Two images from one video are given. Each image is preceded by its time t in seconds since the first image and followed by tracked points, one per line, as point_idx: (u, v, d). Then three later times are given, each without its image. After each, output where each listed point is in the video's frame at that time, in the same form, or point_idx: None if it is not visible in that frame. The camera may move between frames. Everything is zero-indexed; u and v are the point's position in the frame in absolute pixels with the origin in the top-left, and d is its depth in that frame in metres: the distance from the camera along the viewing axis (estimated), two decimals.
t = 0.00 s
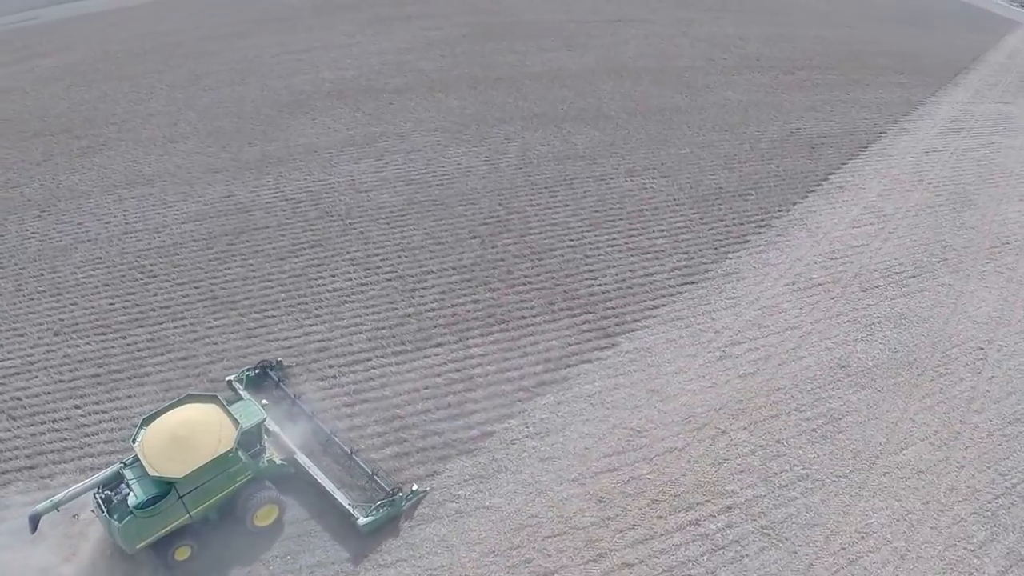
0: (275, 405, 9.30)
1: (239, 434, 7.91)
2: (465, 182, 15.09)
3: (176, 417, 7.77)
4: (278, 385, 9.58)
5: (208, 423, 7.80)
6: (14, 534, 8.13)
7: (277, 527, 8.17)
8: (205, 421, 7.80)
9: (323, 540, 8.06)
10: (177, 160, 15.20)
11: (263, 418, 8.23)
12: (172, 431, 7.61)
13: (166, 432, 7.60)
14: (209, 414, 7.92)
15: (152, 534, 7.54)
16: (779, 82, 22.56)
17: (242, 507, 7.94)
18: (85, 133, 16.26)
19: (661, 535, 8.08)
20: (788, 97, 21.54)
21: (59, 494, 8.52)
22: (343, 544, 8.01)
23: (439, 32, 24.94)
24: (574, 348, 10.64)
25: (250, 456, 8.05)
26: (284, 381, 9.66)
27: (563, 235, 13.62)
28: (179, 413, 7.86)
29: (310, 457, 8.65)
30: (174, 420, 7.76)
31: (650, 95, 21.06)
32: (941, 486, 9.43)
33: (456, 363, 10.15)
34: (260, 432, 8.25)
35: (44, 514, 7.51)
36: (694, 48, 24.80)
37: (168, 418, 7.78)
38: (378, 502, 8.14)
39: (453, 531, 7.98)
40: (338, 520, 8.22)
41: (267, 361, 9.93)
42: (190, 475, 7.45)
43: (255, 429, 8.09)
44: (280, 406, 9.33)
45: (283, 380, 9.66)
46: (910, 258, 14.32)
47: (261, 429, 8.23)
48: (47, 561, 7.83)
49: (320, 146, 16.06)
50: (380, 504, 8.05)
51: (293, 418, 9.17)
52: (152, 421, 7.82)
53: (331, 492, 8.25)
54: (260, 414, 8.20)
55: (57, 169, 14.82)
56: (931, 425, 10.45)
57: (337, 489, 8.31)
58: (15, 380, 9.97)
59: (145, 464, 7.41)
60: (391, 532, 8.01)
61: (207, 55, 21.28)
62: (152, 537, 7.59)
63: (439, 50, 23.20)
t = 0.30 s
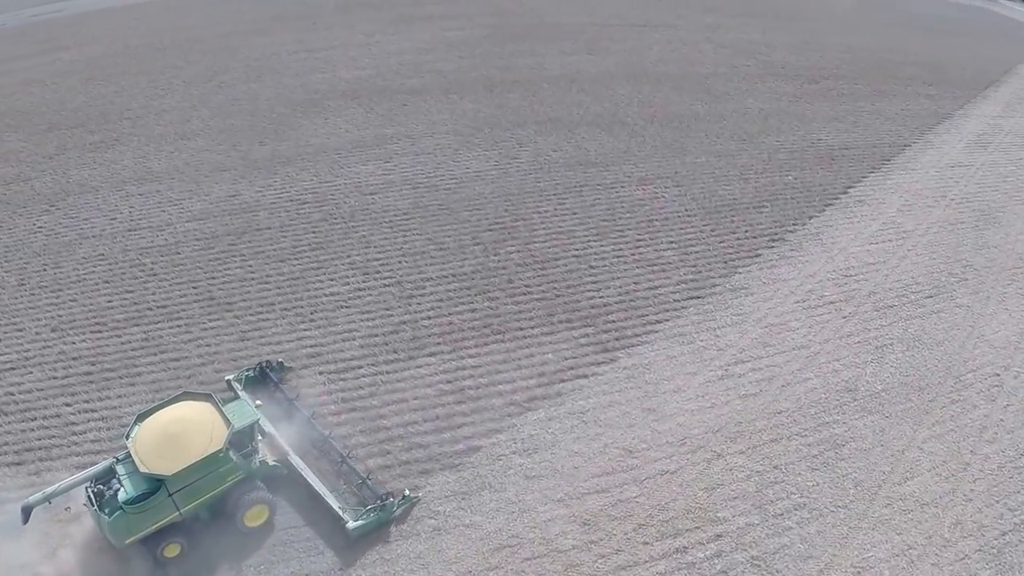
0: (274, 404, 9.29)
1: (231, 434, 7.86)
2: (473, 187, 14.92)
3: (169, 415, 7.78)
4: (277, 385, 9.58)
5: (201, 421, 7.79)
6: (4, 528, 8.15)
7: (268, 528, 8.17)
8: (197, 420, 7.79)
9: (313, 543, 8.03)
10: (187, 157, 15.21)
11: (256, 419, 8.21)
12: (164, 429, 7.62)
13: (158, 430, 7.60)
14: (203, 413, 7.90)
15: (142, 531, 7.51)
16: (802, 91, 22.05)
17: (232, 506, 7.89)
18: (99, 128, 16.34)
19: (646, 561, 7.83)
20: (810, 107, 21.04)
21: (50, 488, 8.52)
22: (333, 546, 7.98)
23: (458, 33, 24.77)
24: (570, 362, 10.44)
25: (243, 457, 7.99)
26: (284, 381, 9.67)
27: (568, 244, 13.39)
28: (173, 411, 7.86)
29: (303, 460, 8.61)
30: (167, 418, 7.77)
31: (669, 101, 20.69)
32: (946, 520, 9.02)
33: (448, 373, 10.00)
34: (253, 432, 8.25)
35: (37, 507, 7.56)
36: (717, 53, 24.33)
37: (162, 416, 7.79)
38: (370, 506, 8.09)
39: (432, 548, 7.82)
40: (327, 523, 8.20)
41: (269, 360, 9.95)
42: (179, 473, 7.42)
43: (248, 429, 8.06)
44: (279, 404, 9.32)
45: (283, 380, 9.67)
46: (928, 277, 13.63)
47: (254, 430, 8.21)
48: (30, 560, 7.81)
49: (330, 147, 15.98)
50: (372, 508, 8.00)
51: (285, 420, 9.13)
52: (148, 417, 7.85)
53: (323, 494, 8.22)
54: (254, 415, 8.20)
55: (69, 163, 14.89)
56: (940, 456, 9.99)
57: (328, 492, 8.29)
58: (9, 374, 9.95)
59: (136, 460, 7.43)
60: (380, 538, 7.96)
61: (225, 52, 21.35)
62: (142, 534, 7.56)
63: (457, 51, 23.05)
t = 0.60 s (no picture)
0: (275, 404, 9.37)
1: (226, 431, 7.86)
2: (482, 192, 14.79)
3: (166, 409, 7.79)
4: (279, 383, 9.66)
5: (198, 417, 7.79)
6: None
7: (262, 525, 8.22)
8: (193, 415, 7.79)
9: (305, 543, 8.05)
10: (200, 154, 15.28)
11: (253, 417, 8.24)
12: (160, 424, 7.65)
13: (155, 424, 7.63)
14: (200, 408, 7.90)
15: (135, 525, 7.57)
16: (827, 101, 21.54)
17: (226, 503, 7.95)
18: (116, 122, 16.48)
19: None
20: (834, 118, 20.54)
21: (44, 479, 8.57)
22: (324, 547, 8.00)
23: (480, 33, 24.64)
24: (565, 375, 10.28)
25: (238, 455, 8.03)
26: (286, 380, 9.74)
27: (573, 253, 13.21)
28: (171, 406, 7.88)
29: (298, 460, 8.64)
30: (164, 412, 7.78)
31: (689, 108, 20.34)
32: (947, 556, 8.63)
33: (441, 383, 9.92)
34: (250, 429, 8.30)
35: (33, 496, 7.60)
36: (742, 59, 23.89)
37: (159, 410, 7.81)
38: (363, 509, 8.10)
39: (410, 564, 7.75)
40: (321, 523, 8.22)
41: (272, 358, 10.05)
42: (172, 468, 7.45)
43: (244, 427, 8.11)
44: (280, 404, 9.40)
45: (286, 378, 9.76)
46: (945, 301, 12.96)
47: (250, 427, 8.26)
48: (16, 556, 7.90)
49: (342, 147, 15.95)
50: (364, 511, 8.00)
51: (281, 421, 9.21)
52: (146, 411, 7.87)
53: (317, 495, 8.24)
54: (251, 413, 8.24)
55: (83, 157, 15.03)
56: (947, 487, 9.52)
57: (322, 492, 8.31)
58: (8, 367, 10.03)
59: (131, 454, 7.47)
60: (372, 540, 7.98)
61: (246, 48, 21.46)
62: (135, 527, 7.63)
63: (478, 52, 22.92)
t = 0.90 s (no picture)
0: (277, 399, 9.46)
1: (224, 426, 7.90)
2: (492, 197, 14.67)
3: (165, 402, 7.86)
4: (283, 378, 9.75)
5: (197, 411, 7.84)
6: None
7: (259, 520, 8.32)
8: (192, 409, 7.84)
9: (300, 541, 8.17)
10: (214, 150, 15.39)
11: (252, 413, 8.27)
12: (158, 417, 7.71)
13: (154, 416, 7.69)
14: (199, 402, 7.95)
15: (132, 515, 7.66)
16: (854, 111, 21.03)
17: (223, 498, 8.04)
18: (135, 115, 16.66)
19: None
20: (860, 129, 20.04)
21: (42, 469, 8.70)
22: (319, 546, 8.12)
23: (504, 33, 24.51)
24: (561, 388, 10.14)
25: (236, 450, 8.05)
26: (288, 376, 9.82)
27: (580, 261, 13.05)
28: (171, 399, 7.94)
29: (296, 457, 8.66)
30: (164, 405, 7.84)
31: (710, 115, 19.99)
32: None
33: (434, 391, 9.89)
34: (249, 424, 8.29)
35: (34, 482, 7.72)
36: (769, 67, 23.45)
37: (159, 402, 7.88)
38: (359, 509, 8.20)
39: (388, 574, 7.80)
40: (318, 520, 8.33)
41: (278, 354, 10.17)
42: (169, 462, 7.52)
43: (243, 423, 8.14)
44: (282, 399, 9.49)
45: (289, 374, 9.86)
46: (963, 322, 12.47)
47: (249, 423, 8.28)
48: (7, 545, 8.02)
49: (355, 147, 15.96)
50: (360, 512, 8.12)
51: (282, 417, 9.29)
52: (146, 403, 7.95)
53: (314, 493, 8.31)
54: (250, 409, 8.26)
55: (101, 149, 15.23)
56: (952, 519, 9.08)
57: (319, 491, 8.38)
58: (10, 358, 10.17)
59: (130, 446, 7.55)
60: (366, 541, 8.11)
61: (270, 44, 21.59)
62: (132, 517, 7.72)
63: (500, 54, 22.81)
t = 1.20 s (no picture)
0: (283, 394, 9.53)
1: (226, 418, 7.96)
2: (503, 200, 14.58)
3: (169, 393, 7.94)
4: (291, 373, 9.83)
5: (199, 402, 7.91)
6: None
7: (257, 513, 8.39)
8: (195, 401, 7.91)
9: (295, 536, 8.23)
10: (231, 145, 15.55)
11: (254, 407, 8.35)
12: (161, 407, 7.79)
13: (157, 406, 7.78)
14: (202, 394, 8.02)
15: (131, 503, 7.75)
16: (882, 122, 20.50)
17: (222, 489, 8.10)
18: (158, 109, 16.92)
19: None
20: (888, 141, 19.52)
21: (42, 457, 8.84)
22: (313, 542, 8.17)
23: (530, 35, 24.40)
24: (556, 400, 10.04)
25: (237, 443, 8.13)
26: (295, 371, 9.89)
27: (588, 269, 12.90)
28: (176, 390, 8.03)
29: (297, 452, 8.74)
30: (168, 395, 7.93)
31: (733, 122, 19.64)
32: None
33: (428, 398, 9.89)
34: (252, 418, 8.44)
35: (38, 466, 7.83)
36: (797, 74, 22.99)
37: (163, 392, 7.97)
38: (356, 507, 8.26)
39: None
40: (315, 516, 8.39)
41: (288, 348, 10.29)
42: (169, 451, 7.59)
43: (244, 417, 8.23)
44: (288, 394, 9.56)
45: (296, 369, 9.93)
46: (981, 343, 12.10)
47: (251, 418, 8.38)
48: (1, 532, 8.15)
49: (370, 146, 16.00)
50: (356, 509, 8.17)
51: (287, 412, 9.37)
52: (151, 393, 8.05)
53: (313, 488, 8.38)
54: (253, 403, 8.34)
55: (122, 142, 15.49)
56: (951, 553, 8.77)
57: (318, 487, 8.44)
58: (16, 347, 10.37)
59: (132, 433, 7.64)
60: (361, 539, 8.17)
61: (295, 41, 21.76)
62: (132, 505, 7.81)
63: (524, 55, 22.71)
